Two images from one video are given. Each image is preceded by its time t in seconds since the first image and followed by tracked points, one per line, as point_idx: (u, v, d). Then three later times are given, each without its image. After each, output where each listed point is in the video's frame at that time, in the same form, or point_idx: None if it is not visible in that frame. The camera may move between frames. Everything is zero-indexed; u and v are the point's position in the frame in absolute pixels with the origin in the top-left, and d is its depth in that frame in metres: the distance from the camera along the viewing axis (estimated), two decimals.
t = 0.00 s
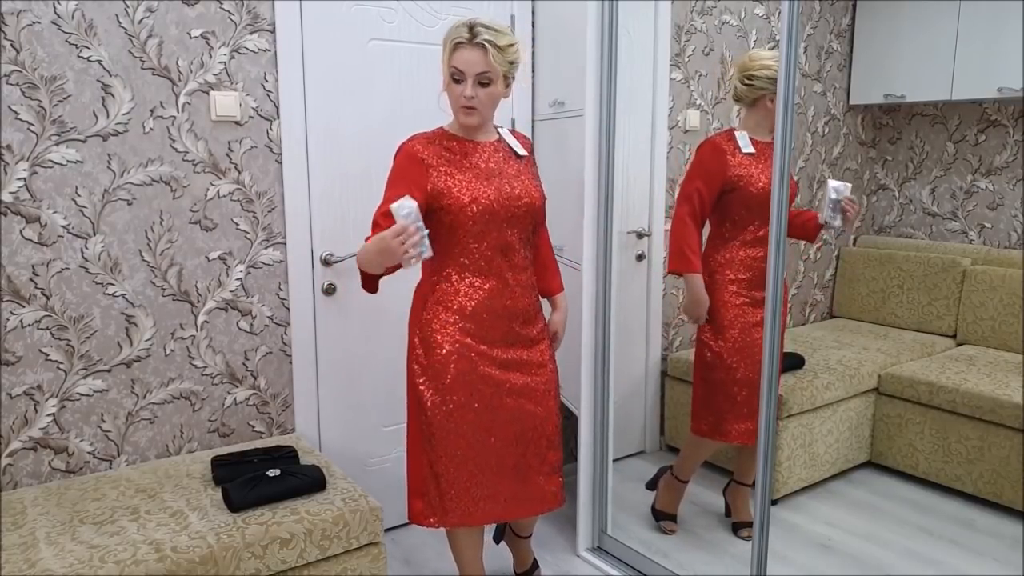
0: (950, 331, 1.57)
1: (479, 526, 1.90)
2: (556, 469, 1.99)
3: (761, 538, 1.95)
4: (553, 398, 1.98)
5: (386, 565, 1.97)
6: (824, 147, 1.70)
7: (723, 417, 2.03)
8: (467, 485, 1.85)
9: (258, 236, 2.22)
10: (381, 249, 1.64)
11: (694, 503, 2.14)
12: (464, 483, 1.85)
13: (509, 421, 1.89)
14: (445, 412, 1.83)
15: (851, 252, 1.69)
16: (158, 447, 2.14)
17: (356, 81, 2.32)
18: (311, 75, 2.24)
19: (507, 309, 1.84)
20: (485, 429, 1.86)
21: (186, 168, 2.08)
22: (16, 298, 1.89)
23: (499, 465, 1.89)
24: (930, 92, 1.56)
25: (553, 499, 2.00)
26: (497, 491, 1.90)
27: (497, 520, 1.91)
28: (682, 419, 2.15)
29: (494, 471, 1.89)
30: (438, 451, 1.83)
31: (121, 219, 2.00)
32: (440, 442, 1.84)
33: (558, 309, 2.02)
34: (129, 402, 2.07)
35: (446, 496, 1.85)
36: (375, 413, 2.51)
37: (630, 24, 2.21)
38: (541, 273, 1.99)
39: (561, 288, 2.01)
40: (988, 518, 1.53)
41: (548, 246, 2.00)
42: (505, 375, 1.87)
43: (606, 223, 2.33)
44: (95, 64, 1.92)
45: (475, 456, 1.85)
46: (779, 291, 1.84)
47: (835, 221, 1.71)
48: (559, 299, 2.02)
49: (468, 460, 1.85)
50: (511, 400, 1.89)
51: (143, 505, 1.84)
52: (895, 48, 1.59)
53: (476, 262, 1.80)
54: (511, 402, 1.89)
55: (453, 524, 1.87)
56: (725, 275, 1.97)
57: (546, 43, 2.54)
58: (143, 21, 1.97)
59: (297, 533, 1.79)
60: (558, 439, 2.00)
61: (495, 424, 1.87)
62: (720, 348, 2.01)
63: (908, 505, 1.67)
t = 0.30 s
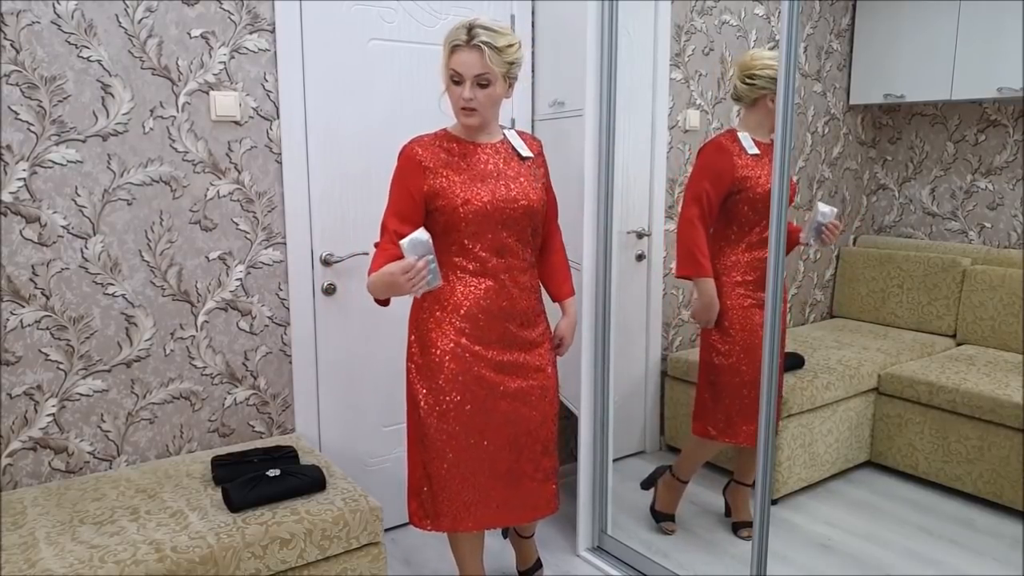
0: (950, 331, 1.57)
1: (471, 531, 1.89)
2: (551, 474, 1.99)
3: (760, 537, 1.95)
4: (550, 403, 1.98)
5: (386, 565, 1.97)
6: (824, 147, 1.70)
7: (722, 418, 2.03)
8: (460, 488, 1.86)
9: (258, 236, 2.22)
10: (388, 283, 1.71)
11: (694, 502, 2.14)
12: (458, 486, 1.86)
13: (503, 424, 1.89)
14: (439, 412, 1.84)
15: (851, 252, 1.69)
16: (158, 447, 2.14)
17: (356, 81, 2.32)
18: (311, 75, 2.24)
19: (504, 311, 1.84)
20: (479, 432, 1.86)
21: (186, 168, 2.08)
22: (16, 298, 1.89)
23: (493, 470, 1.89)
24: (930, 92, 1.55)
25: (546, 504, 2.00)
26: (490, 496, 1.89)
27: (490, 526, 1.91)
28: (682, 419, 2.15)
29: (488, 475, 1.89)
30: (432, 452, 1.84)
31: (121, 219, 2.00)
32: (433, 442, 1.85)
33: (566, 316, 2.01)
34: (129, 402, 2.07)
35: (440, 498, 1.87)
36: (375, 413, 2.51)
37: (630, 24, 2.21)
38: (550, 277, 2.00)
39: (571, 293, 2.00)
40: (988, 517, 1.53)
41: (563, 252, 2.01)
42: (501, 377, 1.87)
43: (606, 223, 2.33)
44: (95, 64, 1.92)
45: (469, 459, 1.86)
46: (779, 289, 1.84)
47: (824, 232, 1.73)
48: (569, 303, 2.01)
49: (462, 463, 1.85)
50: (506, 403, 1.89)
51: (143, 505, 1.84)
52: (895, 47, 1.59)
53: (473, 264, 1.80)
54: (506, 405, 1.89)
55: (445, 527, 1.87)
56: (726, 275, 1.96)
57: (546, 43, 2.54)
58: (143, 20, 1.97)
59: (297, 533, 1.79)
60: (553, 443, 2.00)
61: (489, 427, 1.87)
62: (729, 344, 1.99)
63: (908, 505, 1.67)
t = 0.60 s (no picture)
0: (949, 331, 1.57)
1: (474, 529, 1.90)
2: (552, 474, 1.98)
3: (761, 536, 1.94)
4: (551, 402, 1.97)
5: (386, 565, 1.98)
6: (824, 147, 1.70)
7: (723, 418, 2.03)
8: (462, 486, 1.86)
9: (257, 236, 2.22)
10: (397, 285, 1.72)
11: (694, 502, 2.14)
12: (461, 484, 1.87)
13: (505, 424, 1.89)
14: (441, 411, 1.85)
15: (851, 252, 1.69)
16: (158, 447, 2.14)
17: (356, 81, 2.32)
18: (310, 75, 2.24)
19: (506, 311, 1.84)
20: (480, 431, 1.86)
21: (186, 168, 2.08)
22: (16, 298, 1.89)
23: (495, 469, 1.89)
24: (930, 92, 1.55)
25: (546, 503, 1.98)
26: (492, 495, 1.89)
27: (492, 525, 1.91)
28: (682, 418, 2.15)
29: (489, 473, 1.88)
30: (435, 450, 1.85)
31: (121, 219, 2.00)
32: (434, 440, 1.86)
33: (568, 315, 1.99)
34: (128, 402, 2.07)
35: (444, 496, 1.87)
36: (376, 413, 2.51)
37: (630, 24, 2.21)
38: (553, 275, 1.99)
39: (573, 293, 1.99)
40: (988, 517, 1.54)
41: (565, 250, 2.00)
42: (502, 377, 1.87)
43: (605, 223, 2.33)
44: (95, 64, 1.92)
45: (472, 457, 1.86)
46: (779, 286, 1.83)
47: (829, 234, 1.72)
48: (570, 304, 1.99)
49: (464, 461, 1.86)
50: (508, 403, 1.88)
51: (143, 505, 1.84)
52: (895, 48, 1.59)
53: (475, 263, 1.81)
54: (507, 405, 1.88)
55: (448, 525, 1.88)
56: (727, 275, 1.96)
57: (546, 43, 2.54)
58: (143, 20, 1.97)
59: (297, 533, 1.79)
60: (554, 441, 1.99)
61: (491, 426, 1.87)
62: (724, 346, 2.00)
63: (908, 505, 1.67)
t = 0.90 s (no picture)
0: (949, 331, 1.57)
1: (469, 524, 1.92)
2: (536, 467, 1.98)
3: (761, 537, 1.94)
4: (545, 402, 1.97)
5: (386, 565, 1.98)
6: (824, 147, 1.70)
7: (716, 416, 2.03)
8: (460, 483, 1.88)
9: (258, 236, 2.22)
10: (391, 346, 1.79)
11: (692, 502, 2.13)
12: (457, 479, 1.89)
13: (499, 421, 1.89)
14: (440, 405, 1.88)
15: (851, 252, 1.69)
16: (158, 447, 2.14)
17: (356, 81, 2.32)
18: (310, 75, 2.24)
19: (505, 311, 1.85)
20: (477, 428, 1.87)
21: (186, 168, 2.08)
22: (16, 298, 1.89)
23: (490, 465, 1.90)
24: (930, 91, 1.55)
25: (535, 494, 2.01)
26: (486, 491, 1.90)
27: (488, 520, 1.93)
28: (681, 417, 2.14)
29: (484, 470, 1.89)
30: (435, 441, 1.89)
31: (121, 219, 2.00)
32: (435, 431, 1.90)
33: (576, 315, 1.99)
34: (129, 402, 2.07)
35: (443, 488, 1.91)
36: (376, 413, 2.51)
37: (630, 23, 2.21)
38: (565, 274, 2.00)
39: (585, 292, 1.99)
40: (988, 517, 1.54)
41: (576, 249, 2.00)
42: (499, 375, 1.88)
43: (605, 224, 2.32)
44: (95, 64, 1.92)
45: (470, 453, 1.88)
46: (779, 287, 1.83)
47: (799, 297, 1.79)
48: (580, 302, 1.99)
49: (462, 457, 1.87)
50: (503, 400, 1.89)
51: (143, 505, 1.84)
52: (895, 47, 1.59)
53: (477, 263, 1.83)
54: (504, 404, 1.89)
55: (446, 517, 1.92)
56: (727, 276, 1.95)
57: (546, 42, 2.54)
58: (143, 20, 1.97)
59: (297, 533, 1.79)
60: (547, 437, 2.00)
61: (487, 423, 1.88)
62: (710, 350, 2.02)
63: (908, 504, 1.67)
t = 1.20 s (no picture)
0: (950, 331, 1.58)
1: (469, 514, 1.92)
2: (531, 457, 1.99)
3: (761, 537, 1.94)
4: (543, 396, 1.99)
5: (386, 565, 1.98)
6: (824, 147, 1.70)
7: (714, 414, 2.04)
8: (464, 474, 1.89)
9: (258, 236, 2.22)
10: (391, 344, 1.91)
11: (692, 501, 2.12)
12: (458, 468, 1.90)
13: (498, 413, 1.90)
14: (444, 396, 1.90)
15: (851, 252, 1.69)
16: (159, 447, 2.14)
17: (356, 81, 2.32)
18: (310, 74, 2.24)
19: (506, 306, 1.86)
20: (478, 420, 1.88)
21: (186, 168, 2.08)
22: (16, 298, 1.89)
23: (492, 457, 1.90)
24: (930, 92, 1.56)
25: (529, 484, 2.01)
26: (485, 482, 1.90)
27: (488, 508, 1.93)
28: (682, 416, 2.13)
29: (485, 462, 1.89)
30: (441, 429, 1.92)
31: (121, 219, 2.00)
32: (440, 420, 1.92)
33: (580, 313, 2.00)
34: (129, 402, 2.07)
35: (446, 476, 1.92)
36: (376, 413, 2.51)
37: (630, 23, 2.21)
38: (570, 271, 1.99)
39: (588, 290, 1.99)
40: (988, 517, 1.54)
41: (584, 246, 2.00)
42: (499, 369, 1.89)
43: (605, 225, 2.32)
44: (95, 64, 1.92)
45: (472, 445, 1.88)
46: (779, 287, 1.82)
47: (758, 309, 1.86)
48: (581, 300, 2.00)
49: (465, 449, 1.88)
50: (502, 393, 1.90)
51: (143, 506, 1.84)
52: (895, 48, 1.59)
53: (480, 259, 1.84)
54: (503, 398, 1.90)
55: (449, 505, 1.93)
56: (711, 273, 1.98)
57: (546, 44, 2.54)
58: (143, 20, 1.97)
59: (297, 533, 1.79)
60: (544, 427, 2.02)
61: (486, 414, 1.88)
62: (687, 346, 2.08)
63: (909, 504, 1.67)
